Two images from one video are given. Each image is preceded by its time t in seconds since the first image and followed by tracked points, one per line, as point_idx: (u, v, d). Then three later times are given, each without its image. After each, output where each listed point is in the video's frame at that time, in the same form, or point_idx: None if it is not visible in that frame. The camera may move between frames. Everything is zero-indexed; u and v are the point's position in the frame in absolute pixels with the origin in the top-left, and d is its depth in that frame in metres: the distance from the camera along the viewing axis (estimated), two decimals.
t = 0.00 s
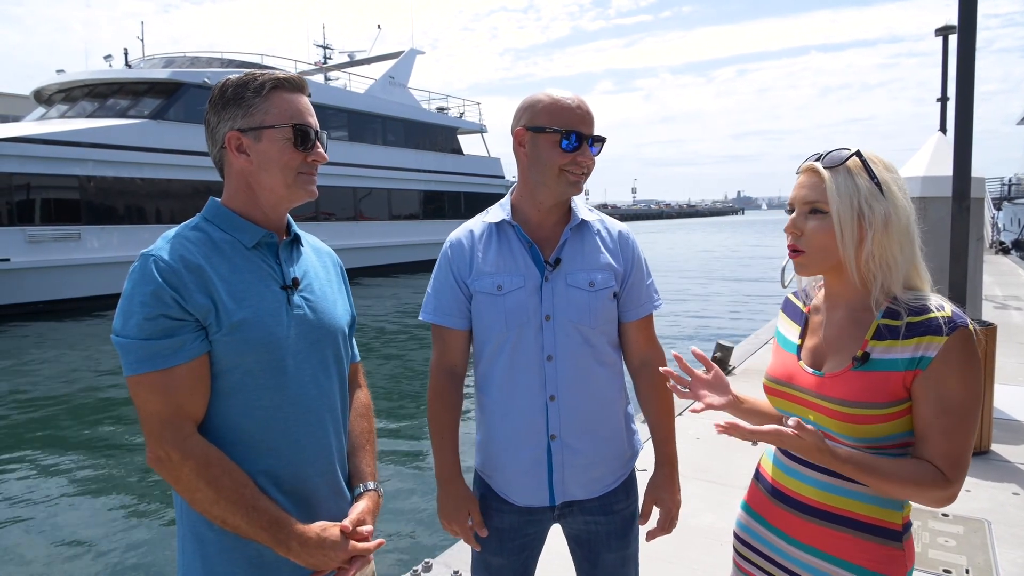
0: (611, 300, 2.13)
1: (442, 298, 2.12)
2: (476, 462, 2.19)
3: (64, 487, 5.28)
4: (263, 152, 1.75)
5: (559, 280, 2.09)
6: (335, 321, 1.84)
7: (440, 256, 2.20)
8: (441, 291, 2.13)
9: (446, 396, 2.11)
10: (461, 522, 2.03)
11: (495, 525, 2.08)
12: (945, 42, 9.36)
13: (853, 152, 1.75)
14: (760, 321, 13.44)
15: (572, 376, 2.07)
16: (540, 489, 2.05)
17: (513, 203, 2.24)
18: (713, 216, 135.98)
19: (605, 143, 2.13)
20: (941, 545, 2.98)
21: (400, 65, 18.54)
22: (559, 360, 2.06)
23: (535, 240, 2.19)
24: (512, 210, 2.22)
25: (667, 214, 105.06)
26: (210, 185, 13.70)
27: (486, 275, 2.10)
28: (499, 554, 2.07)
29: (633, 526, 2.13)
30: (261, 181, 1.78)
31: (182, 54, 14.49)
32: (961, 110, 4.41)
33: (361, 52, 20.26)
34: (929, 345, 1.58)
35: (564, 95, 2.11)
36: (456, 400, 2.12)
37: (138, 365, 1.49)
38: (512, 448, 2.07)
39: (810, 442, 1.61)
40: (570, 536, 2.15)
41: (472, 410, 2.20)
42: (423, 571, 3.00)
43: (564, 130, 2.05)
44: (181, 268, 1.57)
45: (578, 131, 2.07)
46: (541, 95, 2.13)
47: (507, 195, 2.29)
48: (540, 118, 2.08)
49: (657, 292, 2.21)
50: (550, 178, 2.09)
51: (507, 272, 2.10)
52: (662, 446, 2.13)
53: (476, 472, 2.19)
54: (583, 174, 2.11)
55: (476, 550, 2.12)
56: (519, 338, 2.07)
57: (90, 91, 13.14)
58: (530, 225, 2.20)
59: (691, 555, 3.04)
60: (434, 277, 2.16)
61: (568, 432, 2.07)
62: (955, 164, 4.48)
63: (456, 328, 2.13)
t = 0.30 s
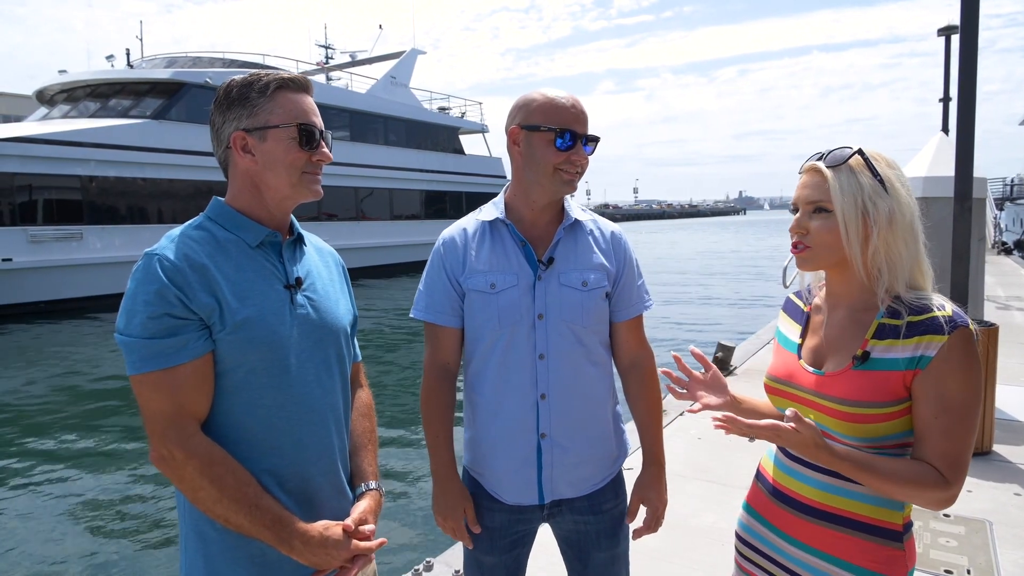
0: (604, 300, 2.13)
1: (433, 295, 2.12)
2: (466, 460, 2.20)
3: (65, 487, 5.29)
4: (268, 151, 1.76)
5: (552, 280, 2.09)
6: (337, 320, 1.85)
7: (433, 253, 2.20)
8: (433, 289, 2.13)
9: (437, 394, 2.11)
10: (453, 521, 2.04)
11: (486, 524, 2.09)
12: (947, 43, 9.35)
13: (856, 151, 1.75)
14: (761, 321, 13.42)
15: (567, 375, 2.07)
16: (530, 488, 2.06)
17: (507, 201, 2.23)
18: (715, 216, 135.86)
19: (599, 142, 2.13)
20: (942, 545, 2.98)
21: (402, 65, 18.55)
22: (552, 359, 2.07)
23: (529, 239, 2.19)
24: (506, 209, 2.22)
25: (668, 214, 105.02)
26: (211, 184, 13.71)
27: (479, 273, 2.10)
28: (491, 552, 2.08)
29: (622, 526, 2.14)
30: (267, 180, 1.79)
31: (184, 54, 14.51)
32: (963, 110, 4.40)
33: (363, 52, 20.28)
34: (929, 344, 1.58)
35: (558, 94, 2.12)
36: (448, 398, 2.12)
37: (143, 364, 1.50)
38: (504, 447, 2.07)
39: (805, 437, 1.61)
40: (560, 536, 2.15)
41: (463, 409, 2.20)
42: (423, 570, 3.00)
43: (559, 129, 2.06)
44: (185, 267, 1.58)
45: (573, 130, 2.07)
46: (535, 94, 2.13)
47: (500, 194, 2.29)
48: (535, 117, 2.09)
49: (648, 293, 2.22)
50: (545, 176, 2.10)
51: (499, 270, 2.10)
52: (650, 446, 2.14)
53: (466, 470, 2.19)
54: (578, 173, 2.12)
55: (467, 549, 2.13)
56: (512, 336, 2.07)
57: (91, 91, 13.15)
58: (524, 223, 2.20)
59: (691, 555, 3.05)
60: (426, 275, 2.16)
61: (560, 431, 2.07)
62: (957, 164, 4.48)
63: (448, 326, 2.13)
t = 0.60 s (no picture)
0: (603, 299, 2.14)
1: (432, 294, 2.13)
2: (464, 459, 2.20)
3: (66, 487, 5.30)
4: (273, 151, 1.77)
5: (550, 279, 2.10)
6: (341, 320, 1.85)
7: (431, 253, 2.21)
8: (431, 288, 2.13)
9: (433, 393, 2.11)
10: (444, 520, 2.04)
11: (483, 522, 2.09)
12: (949, 43, 9.35)
13: (857, 151, 1.76)
14: (763, 321, 13.42)
15: (567, 374, 2.08)
16: (527, 485, 2.07)
17: (505, 201, 2.24)
18: (716, 216, 135.82)
19: (597, 141, 2.14)
20: (945, 546, 2.98)
21: (404, 65, 18.57)
22: (550, 358, 2.07)
23: (527, 238, 2.20)
24: (504, 208, 2.22)
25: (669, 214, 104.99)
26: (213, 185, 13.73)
27: (477, 272, 2.11)
28: (489, 550, 2.08)
29: (619, 525, 2.14)
30: (271, 181, 1.80)
31: (186, 54, 14.54)
32: (966, 110, 4.41)
33: (364, 52, 20.32)
34: (931, 345, 1.58)
35: (556, 94, 2.12)
36: (443, 397, 2.13)
37: (149, 363, 1.51)
38: (503, 446, 2.07)
39: (807, 441, 1.61)
40: (558, 535, 2.15)
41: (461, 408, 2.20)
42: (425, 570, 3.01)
43: (557, 129, 2.07)
44: (190, 267, 1.58)
45: (571, 130, 2.08)
46: (533, 94, 2.14)
47: (499, 194, 2.30)
48: (533, 117, 2.09)
49: (646, 293, 2.22)
50: (543, 176, 2.10)
51: (498, 269, 2.11)
52: (648, 445, 2.14)
53: (463, 469, 2.19)
54: (577, 172, 2.12)
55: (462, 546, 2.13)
56: (511, 335, 2.08)
57: (94, 92, 13.18)
58: (523, 223, 2.21)
59: (693, 555, 3.05)
60: (425, 275, 2.17)
61: (558, 430, 2.08)
62: (959, 165, 4.47)
63: (446, 325, 2.13)
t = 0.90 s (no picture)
0: (606, 299, 2.14)
1: (435, 295, 2.14)
2: (467, 459, 2.21)
3: (69, 486, 5.31)
4: (276, 152, 1.77)
5: (553, 279, 2.10)
6: (343, 321, 1.86)
7: (435, 253, 2.21)
8: (434, 288, 2.14)
9: (437, 393, 2.12)
10: (450, 519, 2.05)
11: (487, 523, 2.10)
12: (952, 43, 9.33)
13: (861, 149, 1.76)
14: (765, 321, 13.40)
15: (569, 374, 2.08)
16: (531, 485, 2.07)
17: (508, 201, 2.24)
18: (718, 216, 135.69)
19: (599, 142, 2.14)
20: (947, 547, 2.98)
21: (406, 65, 18.58)
22: (553, 358, 2.08)
23: (530, 238, 2.20)
24: (507, 209, 2.23)
25: (671, 214, 104.96)
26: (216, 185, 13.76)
27: (480, 272, 2.11)
28: (493, 549, 2.09)
29: (623, 526, 2.15)
30: (273, 181, 1.80)
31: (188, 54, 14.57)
32: (969, 111, 4.40)
33: (366, 53, 20.34)
34: (927, 347, 1.58)
35: (558, 94, 2.13)
36: (448, 396, 2.13)
37: (151, 363, 1.51)
38: (505, 446, 2.08)
39: (792, 440, 1.63)
40: (561, 536, 2.16)
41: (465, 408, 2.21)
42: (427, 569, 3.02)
43: (559, 129, 2.07)
44: (194, 268, 1.59)
45: (573, 130, 2.08)
46: (535, 95, 2.14)
47: (502, 194, 2.30)
48: (535, 118, 2.09)
49: (650, 292, 2.22)
50: (545, 177, 2.11)
51: (501, 270, 2.11)
52: (654, 445, 2.15)
53: (467, 469, 2.20)
54: (579, 172, 2.12)
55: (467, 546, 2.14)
56: (514, 335, 2.08)
57: (96, 92, 13.21)
58: (525, 223, 2.21)
59: (695, 555, 3.06)
60: (428, 276, 2.17)
61: (562, 430, 2.08)
62: (962, 165, 4.46)
63: (450, 325, 2.14)
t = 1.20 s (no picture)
0: (611, 300, 2.14)
1: (441, 297, 2.14)
2: (475, 460, 2.21)
3: (72, 486, 5.32)
4: (278, 153, 1.78)
5: (559, 280, 2.10)
6: (346, 322, 1.86)
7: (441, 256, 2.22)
8: (440, 291, 2.15)
9: (443, 395, 2.12)
10: (457, 521, 2.05)
11: (494, 524, 2.10)
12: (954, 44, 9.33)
13: (860, 147, 1.76)
14: (768, 322, 13.39)
15: (574, 375, 2.08)
16: (538, 487, 2.07)
17: (513, 203, 2.25)
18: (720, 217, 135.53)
19: (604, 142, 2.15)
20: (950, 547, 2.97)
21: (408, 65, 18.61)
22: (558, 360, 2.08)
23: (535, 239, 2.21)
24: (512, 211, 2.24)
25: (673, 214, 104.93)
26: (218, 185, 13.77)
27: (486, 274, 2.12)
28: (499, 552, 2.09)
29: (631, 527, 2.14)
30: (274, 182, 1.81)
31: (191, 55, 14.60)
32: (971, 110, 4.40)
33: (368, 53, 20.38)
34: (922, 348, 1.58)
35: (562, 96, 2.13)
36: (454, 397, 2.14)
37: (154, 363, 1.52)
38: (510, 447, 2.08)
39: (778, 468, 1.65)
40: (568, 537, 2.16)
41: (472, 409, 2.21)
42: (430, 569, 3.02)
43: (563, 131, 2.07)
44: (197, 268, 1.60)
45: (577, 132, 2.09)
46: (539, 97, 2.14)
47: (508, 196, 2.31)
48: (539, 119, 2.09)
49: (657, 292, 2.22)
50: (550, 179, 2.11)
51: (506, 272, 2.12)
52: (663, 447, 2.15)
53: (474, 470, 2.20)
54: (583, 174, 2.13)
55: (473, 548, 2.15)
56: (519, 336, 2.08)
57: (99, 92, 13.25)
58: (530, 225, 2.22)
59: (698, 555, 3.06)
60: (434, 278, 2.18)
61: (568, 431, 2.08)
62: (965, 165, 4.46)
63: (456, 327, 2.14)
